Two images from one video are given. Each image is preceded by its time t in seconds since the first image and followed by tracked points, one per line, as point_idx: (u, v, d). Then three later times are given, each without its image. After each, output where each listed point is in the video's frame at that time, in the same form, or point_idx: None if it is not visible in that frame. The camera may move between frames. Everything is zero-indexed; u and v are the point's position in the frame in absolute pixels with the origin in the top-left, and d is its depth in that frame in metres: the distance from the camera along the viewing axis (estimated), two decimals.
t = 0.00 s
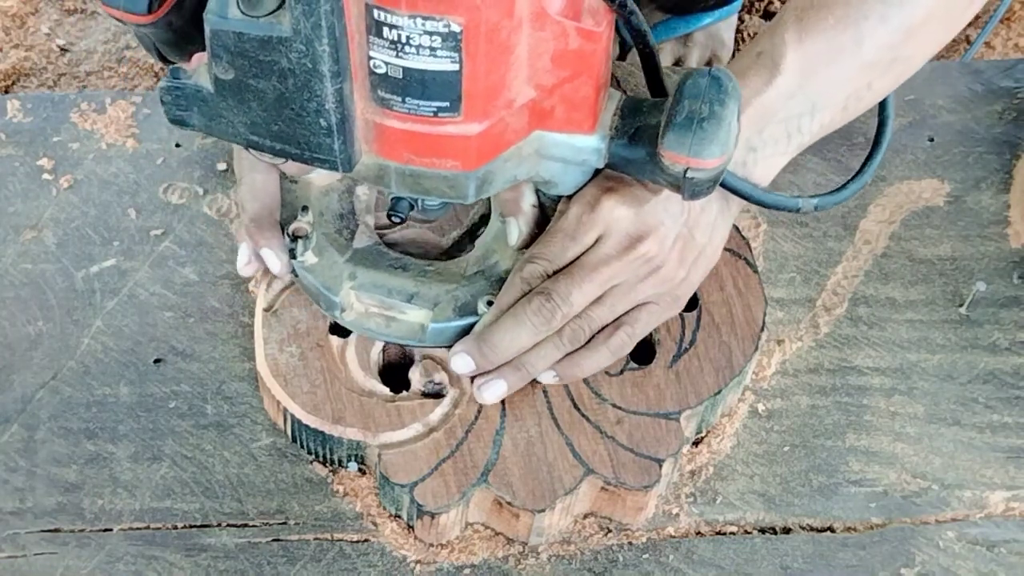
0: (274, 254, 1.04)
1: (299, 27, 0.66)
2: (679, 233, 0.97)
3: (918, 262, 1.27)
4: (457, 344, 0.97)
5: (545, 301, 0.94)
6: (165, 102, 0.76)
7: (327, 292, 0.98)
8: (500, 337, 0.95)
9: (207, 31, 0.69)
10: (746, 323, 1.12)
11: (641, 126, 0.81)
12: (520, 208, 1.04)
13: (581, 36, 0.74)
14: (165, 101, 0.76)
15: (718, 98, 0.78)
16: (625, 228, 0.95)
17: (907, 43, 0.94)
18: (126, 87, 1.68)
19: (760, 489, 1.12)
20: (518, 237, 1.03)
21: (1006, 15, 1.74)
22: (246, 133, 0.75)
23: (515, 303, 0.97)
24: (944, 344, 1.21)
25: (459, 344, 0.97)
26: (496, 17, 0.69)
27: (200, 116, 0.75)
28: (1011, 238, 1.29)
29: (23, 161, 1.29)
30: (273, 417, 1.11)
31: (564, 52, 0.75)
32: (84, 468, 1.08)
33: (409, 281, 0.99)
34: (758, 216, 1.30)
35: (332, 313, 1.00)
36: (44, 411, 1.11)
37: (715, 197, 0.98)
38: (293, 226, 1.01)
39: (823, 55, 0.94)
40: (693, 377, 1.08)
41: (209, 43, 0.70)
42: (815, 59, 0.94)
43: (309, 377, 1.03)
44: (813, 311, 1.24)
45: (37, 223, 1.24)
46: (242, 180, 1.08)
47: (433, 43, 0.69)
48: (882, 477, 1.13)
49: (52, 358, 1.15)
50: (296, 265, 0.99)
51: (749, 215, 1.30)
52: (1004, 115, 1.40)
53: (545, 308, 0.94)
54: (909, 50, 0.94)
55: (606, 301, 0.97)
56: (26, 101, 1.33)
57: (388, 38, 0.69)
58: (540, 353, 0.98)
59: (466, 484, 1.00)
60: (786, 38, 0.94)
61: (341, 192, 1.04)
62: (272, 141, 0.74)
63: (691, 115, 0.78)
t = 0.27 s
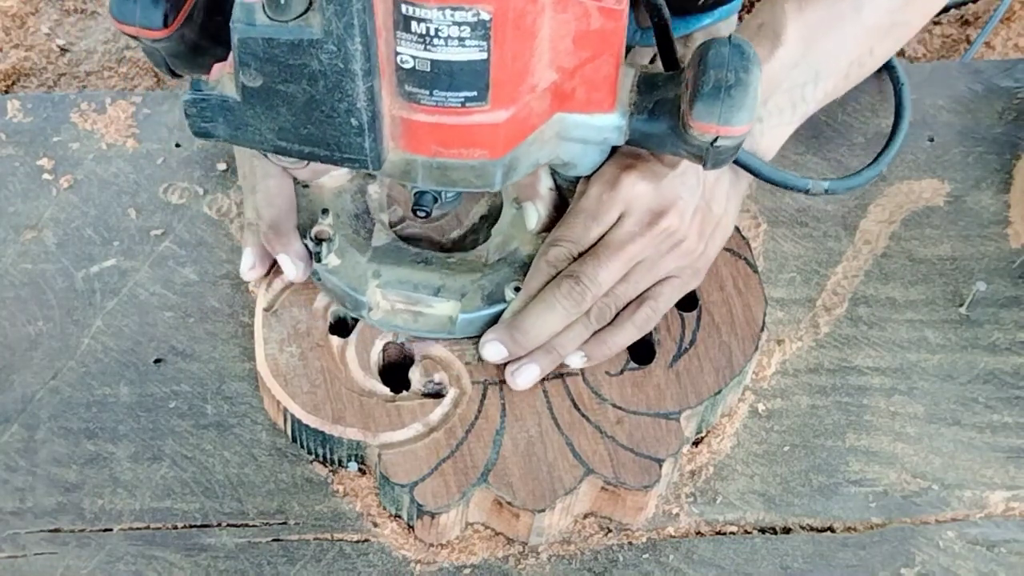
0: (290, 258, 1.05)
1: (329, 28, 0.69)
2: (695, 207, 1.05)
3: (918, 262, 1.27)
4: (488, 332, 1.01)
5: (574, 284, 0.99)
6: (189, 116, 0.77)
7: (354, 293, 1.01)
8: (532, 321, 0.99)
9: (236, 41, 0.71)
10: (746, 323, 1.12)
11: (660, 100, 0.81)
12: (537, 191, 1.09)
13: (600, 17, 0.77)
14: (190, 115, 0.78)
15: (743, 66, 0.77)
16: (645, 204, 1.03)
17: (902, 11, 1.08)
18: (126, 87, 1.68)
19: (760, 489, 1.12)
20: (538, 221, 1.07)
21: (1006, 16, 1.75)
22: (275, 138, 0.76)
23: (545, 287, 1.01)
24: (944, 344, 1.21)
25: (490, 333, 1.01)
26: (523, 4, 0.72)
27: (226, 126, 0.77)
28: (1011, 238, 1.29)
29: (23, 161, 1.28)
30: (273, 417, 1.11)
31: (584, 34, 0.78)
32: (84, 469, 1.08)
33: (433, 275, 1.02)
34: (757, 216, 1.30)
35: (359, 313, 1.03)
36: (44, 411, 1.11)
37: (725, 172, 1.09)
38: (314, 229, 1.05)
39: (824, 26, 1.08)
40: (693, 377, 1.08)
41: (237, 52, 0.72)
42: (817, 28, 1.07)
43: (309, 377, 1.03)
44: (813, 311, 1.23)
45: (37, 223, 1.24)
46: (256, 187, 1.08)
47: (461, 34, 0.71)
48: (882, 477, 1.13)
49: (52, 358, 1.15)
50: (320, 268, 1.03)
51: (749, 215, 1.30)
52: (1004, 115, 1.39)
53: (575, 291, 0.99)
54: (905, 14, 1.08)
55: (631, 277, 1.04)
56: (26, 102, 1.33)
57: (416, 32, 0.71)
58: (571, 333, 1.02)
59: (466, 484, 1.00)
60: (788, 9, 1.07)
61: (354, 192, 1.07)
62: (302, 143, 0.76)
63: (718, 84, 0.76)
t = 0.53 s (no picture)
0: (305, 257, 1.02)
1: (354, 21, 0.71)
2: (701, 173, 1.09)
3: (918, 262, 1.26)
4: (511, 315, 1.02)
5: (595, 258, 1.00)
6: (210, 122, 0.78)
7: (376, 286, 1.03)
8: (555, 298, 1.00)
9: (258, 42, 0.73)
10: (746, 323, 1.11)
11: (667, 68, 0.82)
12: (546, 167, 1.09)
13: None
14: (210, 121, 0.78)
15: (753, 25, 0.78)
16: (655, 173, 1.05)
17: None
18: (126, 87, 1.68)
19: (760, 489, 1.13)
20: (550, 198, 1.08)
21: (1006, 15, 1.74)
22: (298, 137, 0.78)
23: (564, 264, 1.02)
24: (944, 344, 1.21)
25: (513, 314, 1.02)
26: None
27: (248, 129, 0.78)
28: (1011, 238, 1.28)
29: (23, 160, 1.27)
30: (273, 417, 1.11)
31: (594, 7, 0.80)
32: (84, 469, 1.09)
33: (451, 262, 1.03)
34: (758, 216, 1.28)
35: (381, 305, 1.04)
36: (45, 411, 1.11)
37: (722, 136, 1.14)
38: (332, 226, 1.05)
39: None
40: (693, 377, 1.07)
41: (259, 53, 0.73)
42: None
43: (309, 377, 1.03)
44: (813, 311, 1.23)
45: (37, 223, 1.23)
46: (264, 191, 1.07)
47: (480, 16, 0.73)
48: (882, 477, 1.14)
49: (53, 358, 1.15)
50: (338, 265, 1.03)
51: (749, 215, 1.28)
52: (1004, 114, 1.37)
53: (595, 266, 1.00)
54: None
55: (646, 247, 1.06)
56: (26, 101, 1.31)
57: (435, 19, 0.73)
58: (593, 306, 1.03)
59: (466, 484, 1.00)
60: None
61: (361, 187, 1.07)
62: (326, 140, 0.78)
63: (733, 44, 0.77)
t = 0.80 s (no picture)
0: (308, 252, 1.04)
1: (363, 8, 0.70)
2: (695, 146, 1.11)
3: (918, 262, 1.26)
4: (517, 296, 1.05)
5: (596, 237, 1.03)
6: (218, 120, 0.78)
7: (383, 274, 1.02)
8: (560, 278, 1.03)
9: (266, 35, 0.72)
10: (746, 323, 1.11)
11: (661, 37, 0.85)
12: (542, 145, 1.09)
13: None
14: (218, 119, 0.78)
15: None
16: (648, 146, 1.07)
17: None
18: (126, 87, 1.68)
19: (760, 489, 1.13)
20: (547, 174, 1.09)
21: (1006, 15, 1.74)
22: (306, 129, 0.77)
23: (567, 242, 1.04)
24: (944, 345, 1.21)
25: (518, 296, 1.05)
26: None
27: (255, 126, 0.78)
28: (1011, 238, 1.28)
29: (23, 160, 1.27)
30: (273, 417, 1.11)
31: None
32: (84, 469, 1.09)
33: (455, 246, 1.04)
34: (758, 216, 1.28)
35: (388, 293, 1.04)
36: (45, 411, 1.11)
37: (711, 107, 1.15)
38: (337, 217, 1.04)
39: None
40: (693, 377, 1.07)
41: (267, 46, 0.72)
42: None
43: (309, 377, 1.03)
44: (813, 311, 1.23)
45: (37, 223, 1.23)
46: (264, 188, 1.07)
47: None
48: (882, 477, 1.14)
49: (53, 359, 1.15)
50: (344, 257, 1.02)
51: (749, 215, 1.28)
52: (1004, 114, 1.37)
53: (597, 244, 1.03)
54: None
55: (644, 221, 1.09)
56: (26, 101, 1.31)
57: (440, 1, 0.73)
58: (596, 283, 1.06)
59: (466, 484, 1.00)
60: None
61: (358, 177, 1.07)
62: (334, 131, 0.77)
63: (730, 9, 0.82)
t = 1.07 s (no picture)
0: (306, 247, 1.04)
1: None
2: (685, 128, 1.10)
3: (918, 262, 1.26)
4: (509, 283, 1.05)
5: (585, 222, 1.03)
6: (213, 117, 0.79)
7: (380, 266, 1.03)
8: (550, 264, 1.03)
9: (260, 31, 0.73)
10: (746, 323, 1.11)
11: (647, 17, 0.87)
12: (530, 128, 1.09)
13: None
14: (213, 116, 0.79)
15: None
16: (633, 129, 1.06)
17: None
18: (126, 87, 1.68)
19: (760, 489, 1.13)
20: (534, 157, 1.09)
21: (1006, 15, 1.74)
22: (301, 123, 0.79)
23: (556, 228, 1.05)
24: (944, 345, 1.21)
25: (510, 282, 1.05)
26: None
27: (250, 121, 0.79)
28: (1011, 238, 1.28)
29: (23, 160, 1.27)
30: (273, 418, 1.11)
31: None
32: (84, 469, 1.09)
33: (449, 234, 1.04)
34: (758, 216, 1.28)
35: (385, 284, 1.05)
36: (44, 411, 1.11)
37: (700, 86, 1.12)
38: (330, 211, 1.05)
39: None
40: (694, 377, 1.07)
41: (262, 41, 0.74)
42: None
43: (309, 377, 1.03)
44: (813, 311, 1.23)
45: (37, 223, 1.23)
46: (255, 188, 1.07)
47: None
48: (882, 477, 1.14)
49: (53, 358, 1.15)
50: (340, 250, 1.03)
51: (749, 215, 1.28)
52: (1004, 114, 1.36)
53: (586, 229, 1.03)
54: None
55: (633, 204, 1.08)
56: (26, 101, 1.31)
57: None
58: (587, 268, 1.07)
59: (466, 484, 1.00)
60: None
61: (347, 171, 1.07)
62: (330, 122, 0.79)
63: None
